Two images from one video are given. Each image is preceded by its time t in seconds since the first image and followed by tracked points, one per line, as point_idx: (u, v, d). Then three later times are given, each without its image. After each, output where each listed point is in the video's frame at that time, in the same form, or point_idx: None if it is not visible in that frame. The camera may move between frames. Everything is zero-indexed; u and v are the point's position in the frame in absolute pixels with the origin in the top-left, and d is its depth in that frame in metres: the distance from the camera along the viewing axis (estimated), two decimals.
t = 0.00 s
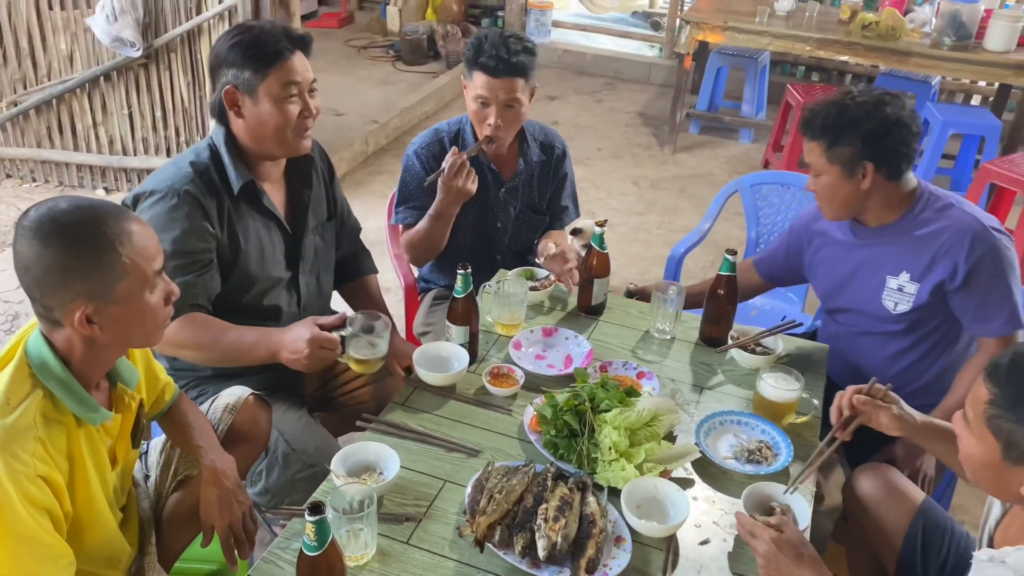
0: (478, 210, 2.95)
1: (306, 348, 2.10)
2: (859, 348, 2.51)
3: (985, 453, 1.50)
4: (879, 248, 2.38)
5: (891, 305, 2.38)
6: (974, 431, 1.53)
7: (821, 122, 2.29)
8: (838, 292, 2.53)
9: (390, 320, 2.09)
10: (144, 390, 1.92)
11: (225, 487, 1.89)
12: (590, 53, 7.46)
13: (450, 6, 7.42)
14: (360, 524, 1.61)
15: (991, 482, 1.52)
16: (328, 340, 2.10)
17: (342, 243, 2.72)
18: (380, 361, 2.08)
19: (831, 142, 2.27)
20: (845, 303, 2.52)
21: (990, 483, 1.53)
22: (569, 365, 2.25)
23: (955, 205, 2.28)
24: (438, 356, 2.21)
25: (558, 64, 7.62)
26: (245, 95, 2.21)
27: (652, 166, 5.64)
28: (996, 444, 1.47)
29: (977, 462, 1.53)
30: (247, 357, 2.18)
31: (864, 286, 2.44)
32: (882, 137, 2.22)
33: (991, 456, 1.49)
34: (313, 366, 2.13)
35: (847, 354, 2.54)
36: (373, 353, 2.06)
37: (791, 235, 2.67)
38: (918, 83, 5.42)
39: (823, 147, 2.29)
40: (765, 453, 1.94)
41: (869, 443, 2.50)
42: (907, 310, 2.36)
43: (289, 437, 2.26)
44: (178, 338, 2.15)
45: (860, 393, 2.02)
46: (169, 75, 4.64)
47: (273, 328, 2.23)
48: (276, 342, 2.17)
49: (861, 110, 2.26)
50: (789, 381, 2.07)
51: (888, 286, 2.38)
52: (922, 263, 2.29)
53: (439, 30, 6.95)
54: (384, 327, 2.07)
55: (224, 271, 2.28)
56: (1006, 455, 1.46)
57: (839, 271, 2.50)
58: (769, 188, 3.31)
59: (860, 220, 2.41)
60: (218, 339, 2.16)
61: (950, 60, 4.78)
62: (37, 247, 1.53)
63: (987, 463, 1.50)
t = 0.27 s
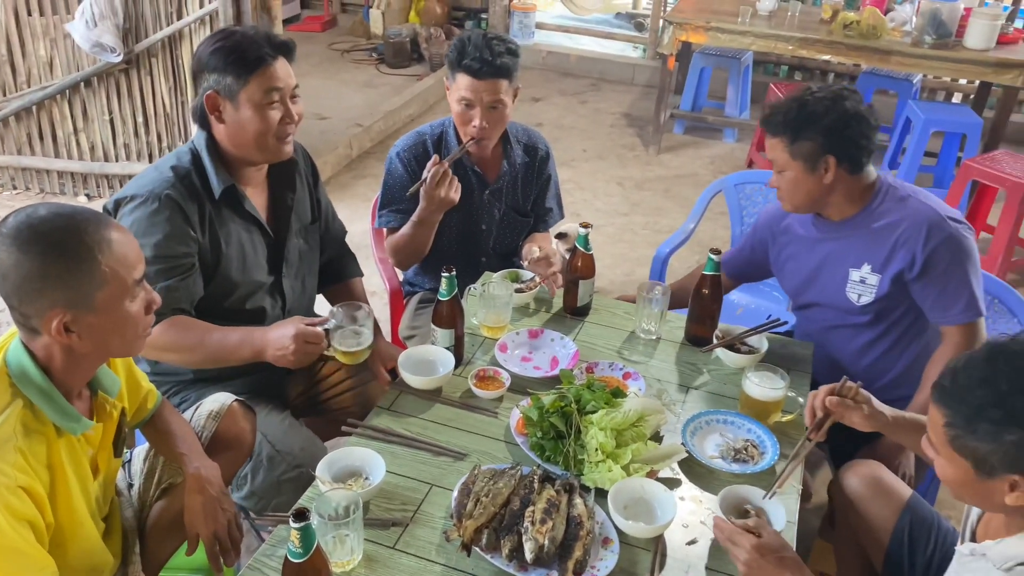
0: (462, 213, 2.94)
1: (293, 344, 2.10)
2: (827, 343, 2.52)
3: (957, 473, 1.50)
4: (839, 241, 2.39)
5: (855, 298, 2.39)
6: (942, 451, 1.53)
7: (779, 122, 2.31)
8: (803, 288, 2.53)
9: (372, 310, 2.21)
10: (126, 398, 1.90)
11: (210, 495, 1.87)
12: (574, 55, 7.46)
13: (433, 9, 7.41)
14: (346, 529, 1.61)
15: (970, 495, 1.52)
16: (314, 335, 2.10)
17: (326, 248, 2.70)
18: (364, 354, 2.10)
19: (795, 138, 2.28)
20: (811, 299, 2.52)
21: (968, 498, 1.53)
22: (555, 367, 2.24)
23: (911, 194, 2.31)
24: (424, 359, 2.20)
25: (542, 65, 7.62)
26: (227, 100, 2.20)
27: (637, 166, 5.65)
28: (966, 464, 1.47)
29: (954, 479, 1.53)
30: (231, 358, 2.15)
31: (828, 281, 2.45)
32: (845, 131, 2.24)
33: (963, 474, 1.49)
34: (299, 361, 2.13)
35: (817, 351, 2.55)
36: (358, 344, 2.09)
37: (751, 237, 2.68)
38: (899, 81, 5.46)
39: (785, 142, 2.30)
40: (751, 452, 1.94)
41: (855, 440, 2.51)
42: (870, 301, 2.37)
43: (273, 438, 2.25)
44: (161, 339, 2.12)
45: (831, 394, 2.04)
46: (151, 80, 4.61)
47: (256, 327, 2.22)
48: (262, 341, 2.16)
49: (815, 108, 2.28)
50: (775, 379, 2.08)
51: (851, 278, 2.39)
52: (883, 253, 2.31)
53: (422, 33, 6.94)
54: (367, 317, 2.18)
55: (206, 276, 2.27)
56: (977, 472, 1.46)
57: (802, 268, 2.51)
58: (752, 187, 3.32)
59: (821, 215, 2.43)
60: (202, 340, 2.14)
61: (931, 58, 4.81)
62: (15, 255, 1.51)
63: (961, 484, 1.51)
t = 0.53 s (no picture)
0: (445, 218, 2.94)
1: (270, 339, 2.10)
2: (806, 340, 2.55)
3: (935, 479, 1.51)
4: (815, 239, 2.42)
5: (830, 296, 2.42)
6: (918, 457, 1.54)
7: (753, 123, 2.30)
8: (782, 285, 2.56)
9: (350, 305, 2.15)
10: (107, 407, 1.88)
11: (193, 503, 1.86)
12: (557, 57, 7.48)
13: (415, 12, 7.40)
14: (331, 535, 1.60)
15: (949, 497, 1.53)
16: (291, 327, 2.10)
17: (307, 254, 2.70)
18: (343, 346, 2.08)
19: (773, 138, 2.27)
20: (790, 295, 2.55)
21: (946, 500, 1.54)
22: (539, 369, 2.24)
23: (884, 192, 2.32)
24: (408, 363, 2.19)
25: (524, 68, 7.63)
26: (210, 107, 2.19)
27: (620, 167, 5.67)
28: (942, 469, 1.48)
29: (932, 483, 1.53)
30: (208, 358, 2.13)
31: (805, 279, 2.48)
32: (826, 131, 2.24)
33: (940, 478, 1.50)
34: (276, 357, 2.12)
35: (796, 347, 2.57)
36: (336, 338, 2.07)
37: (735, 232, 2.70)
38: (879, 80, 5.51)
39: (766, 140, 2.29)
40: (735, 451, 1.95)
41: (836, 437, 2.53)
42: (844, 298, 2.39)
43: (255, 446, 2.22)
44: (138, 342, 2.08)
45: (797, 398, 1.99)
46: (131, 87, 4.58)
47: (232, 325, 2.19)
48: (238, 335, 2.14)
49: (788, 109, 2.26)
50: (757, 378, 2.09)
51: (825, 276, 2.42)
52: (856, 251, 2.33)
53: (404, 36, 6.94)
54: (344, 313, 2.12)
55: (183, 280, 2.25)
56: (952, 476, 1.47)
57: (781, 265, 2.53)
58: (733, 187, 3.34)
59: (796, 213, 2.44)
60: (177, 340, 2.10)
61: (909, 57, 4.86)
62: None
63: (939, 489, 1.52)
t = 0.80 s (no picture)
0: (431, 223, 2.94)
1: (248, 333, 2.05)
2: (794, 340, 2.57)
3: (911, 477, 1.52)
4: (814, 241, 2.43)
5: (822, 300, 2.44)
6: (893, 456, 1.55)
7: (767, 123, 2.30)
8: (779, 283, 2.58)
9: (329, 302, 2.12)
10: (87, 416, 1.87)
11: (176, 512, 1.85)
12: (538, 58, 7.48)
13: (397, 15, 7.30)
14: (315, 541, 1.59)
15: (926, 494, 1.53)
16: (269, 322, 2.07)
17: (285, 261, 2.69)
18: (322, 343, 2.05)
19: (783, 139, 2.26)
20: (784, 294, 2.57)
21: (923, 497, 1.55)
22: (524, 370, 2.24)
23: (885, 201, 2.33)
24: (391, 368, 2.18)
25: (506, 70, 7.63)
26: (182, 118, 2.18)
27: (603, 168, 5.68)
28: (917, 466, 1.49)
29: (909, 480, 1.54)
30: (187, 360, 2.11)
31: (800, 280, 2.50)
32: (839, 135, 2.25)
33: (916, 475, 1.51)
34: (254, 353, 2.07)
35: (785, 346, 2.60)
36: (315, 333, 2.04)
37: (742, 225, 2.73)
38: (858, 78, 5.55)
39: (775, 141, 2.28)
40: (719, 449, 1.96)
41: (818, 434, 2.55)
42: (835, 303, 2.41)
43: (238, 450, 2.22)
44: (118, 350, 2.07)
45: (759, 408, 1.97)
46: (109, 93, 4.54)
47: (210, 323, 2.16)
48: (214, 331, 2.11)
49: (805, 111, 2.26)
50: (740, 376, 2.10)
51: (819, 279, 2.44)
52: (851, 256, 2.35)
53: (385, 39, 6.93)
54: (323, 309, 2.08)
55: (161, 289, 2.25)
56: (927, 473, 1.48)
57: (779, 263, 2.56)
58: (714, 187, 3.35)
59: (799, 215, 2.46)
60: (154, 345, 2.08)
61: (887, 55, 4.90)
62: None
63: (914, 484, 1.53)
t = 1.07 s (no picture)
0: (422, 229, 2.91)
1: (228, 333, 2.05)
2: (795, 340, 2.58)
3: (884, 477, 1.53)
4: (827, 248, 2.43)
5: (828, 308, 2.45)
6: (866, 456, 1.55)
7: (795, 126, 2.27)
8: (784, 282, 2.59)
9: (310, 302, 2.10)
10: (67, 424, 1.85)
11: (158, 519, 1.84)
12: (520, 60, 7.48)
13: (377, 18, 7.36)
14: (299, 546, 1.57)
15: (900, 492, 1.54)
16: (248, 321, 2.07)
17: (265, 266, 2.67)
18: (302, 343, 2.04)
19: (810, 144, 2.24)
20: (788, 294, 2.58)
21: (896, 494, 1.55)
22: (508, 371, 2.24)
23: (905, 215, 2.31)
24: (374, 371, 2.18)
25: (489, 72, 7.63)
26: (160, 122, 2.16)
27: (586, 169, 5.69)
28: (890, 468, 1.49)
29: (882, 479, 1.55)
30: (169, 360, 2.09)
31: (807, 283, 2.51)
32: (867, 146, 2.23)
33: (889, 475, 1.51)
34: (235, 353, 2.07)
35: (785, 346, 2.61)
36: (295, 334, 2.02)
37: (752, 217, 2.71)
38: (838, 76, 5.58)
39: (802, 145, 2.26)
40: (703, 446, 1.96)
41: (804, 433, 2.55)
42: (840, 313, 2.42)
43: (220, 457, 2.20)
44: (95, 354, 2.04)
45: (742, 391, 2.02)
46: (87, 99, 4.50)
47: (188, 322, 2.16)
48: (193, 330, 2.10)
49: (839, 118, 2.24)
50: (723, 374, 2.11)
51: (828, 285, 2.44)
52: (862, 267, 2.34)
53: (367, 42, 6.91)
54: (303, 309, 2.07)
55: (140, 293, 2.23)
56: (900, 473, 1.48)
57: (786, 264, 2.56)
58: (697, 185, 3.36)
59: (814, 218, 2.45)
60: (133, 348, 2.06)
61: (866, 53, 4.93)
62: None
63: (889, 483, 1.53)
